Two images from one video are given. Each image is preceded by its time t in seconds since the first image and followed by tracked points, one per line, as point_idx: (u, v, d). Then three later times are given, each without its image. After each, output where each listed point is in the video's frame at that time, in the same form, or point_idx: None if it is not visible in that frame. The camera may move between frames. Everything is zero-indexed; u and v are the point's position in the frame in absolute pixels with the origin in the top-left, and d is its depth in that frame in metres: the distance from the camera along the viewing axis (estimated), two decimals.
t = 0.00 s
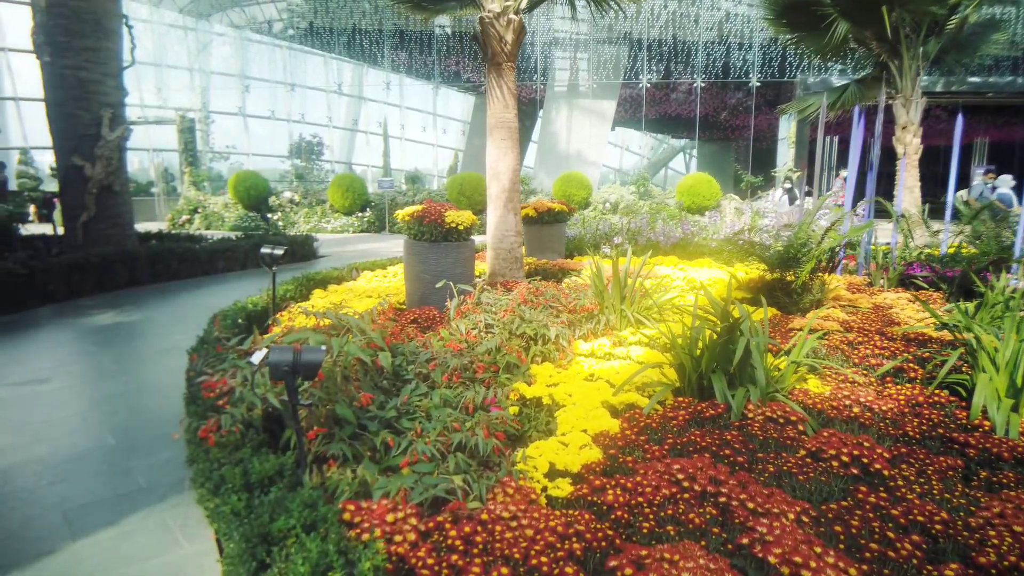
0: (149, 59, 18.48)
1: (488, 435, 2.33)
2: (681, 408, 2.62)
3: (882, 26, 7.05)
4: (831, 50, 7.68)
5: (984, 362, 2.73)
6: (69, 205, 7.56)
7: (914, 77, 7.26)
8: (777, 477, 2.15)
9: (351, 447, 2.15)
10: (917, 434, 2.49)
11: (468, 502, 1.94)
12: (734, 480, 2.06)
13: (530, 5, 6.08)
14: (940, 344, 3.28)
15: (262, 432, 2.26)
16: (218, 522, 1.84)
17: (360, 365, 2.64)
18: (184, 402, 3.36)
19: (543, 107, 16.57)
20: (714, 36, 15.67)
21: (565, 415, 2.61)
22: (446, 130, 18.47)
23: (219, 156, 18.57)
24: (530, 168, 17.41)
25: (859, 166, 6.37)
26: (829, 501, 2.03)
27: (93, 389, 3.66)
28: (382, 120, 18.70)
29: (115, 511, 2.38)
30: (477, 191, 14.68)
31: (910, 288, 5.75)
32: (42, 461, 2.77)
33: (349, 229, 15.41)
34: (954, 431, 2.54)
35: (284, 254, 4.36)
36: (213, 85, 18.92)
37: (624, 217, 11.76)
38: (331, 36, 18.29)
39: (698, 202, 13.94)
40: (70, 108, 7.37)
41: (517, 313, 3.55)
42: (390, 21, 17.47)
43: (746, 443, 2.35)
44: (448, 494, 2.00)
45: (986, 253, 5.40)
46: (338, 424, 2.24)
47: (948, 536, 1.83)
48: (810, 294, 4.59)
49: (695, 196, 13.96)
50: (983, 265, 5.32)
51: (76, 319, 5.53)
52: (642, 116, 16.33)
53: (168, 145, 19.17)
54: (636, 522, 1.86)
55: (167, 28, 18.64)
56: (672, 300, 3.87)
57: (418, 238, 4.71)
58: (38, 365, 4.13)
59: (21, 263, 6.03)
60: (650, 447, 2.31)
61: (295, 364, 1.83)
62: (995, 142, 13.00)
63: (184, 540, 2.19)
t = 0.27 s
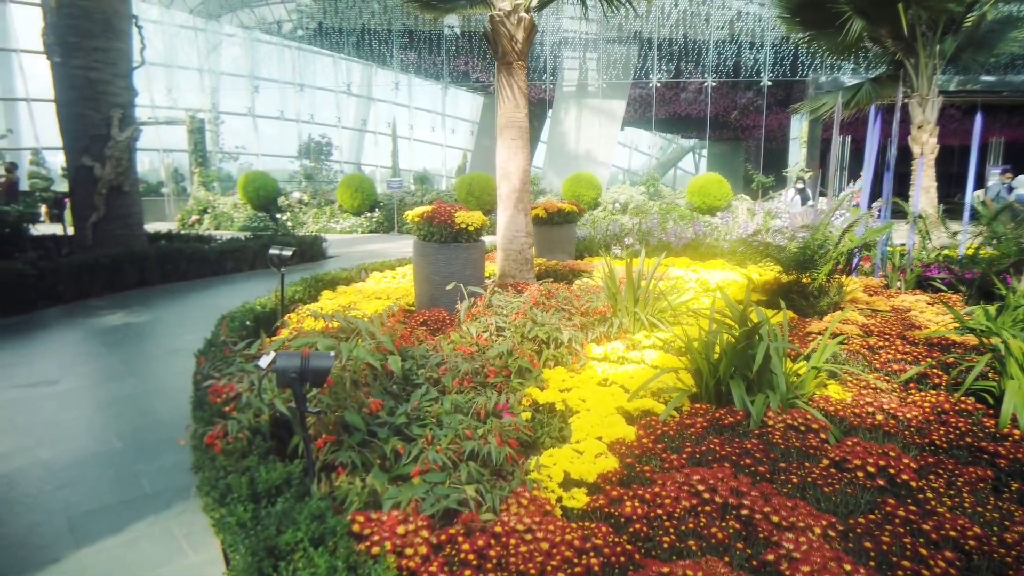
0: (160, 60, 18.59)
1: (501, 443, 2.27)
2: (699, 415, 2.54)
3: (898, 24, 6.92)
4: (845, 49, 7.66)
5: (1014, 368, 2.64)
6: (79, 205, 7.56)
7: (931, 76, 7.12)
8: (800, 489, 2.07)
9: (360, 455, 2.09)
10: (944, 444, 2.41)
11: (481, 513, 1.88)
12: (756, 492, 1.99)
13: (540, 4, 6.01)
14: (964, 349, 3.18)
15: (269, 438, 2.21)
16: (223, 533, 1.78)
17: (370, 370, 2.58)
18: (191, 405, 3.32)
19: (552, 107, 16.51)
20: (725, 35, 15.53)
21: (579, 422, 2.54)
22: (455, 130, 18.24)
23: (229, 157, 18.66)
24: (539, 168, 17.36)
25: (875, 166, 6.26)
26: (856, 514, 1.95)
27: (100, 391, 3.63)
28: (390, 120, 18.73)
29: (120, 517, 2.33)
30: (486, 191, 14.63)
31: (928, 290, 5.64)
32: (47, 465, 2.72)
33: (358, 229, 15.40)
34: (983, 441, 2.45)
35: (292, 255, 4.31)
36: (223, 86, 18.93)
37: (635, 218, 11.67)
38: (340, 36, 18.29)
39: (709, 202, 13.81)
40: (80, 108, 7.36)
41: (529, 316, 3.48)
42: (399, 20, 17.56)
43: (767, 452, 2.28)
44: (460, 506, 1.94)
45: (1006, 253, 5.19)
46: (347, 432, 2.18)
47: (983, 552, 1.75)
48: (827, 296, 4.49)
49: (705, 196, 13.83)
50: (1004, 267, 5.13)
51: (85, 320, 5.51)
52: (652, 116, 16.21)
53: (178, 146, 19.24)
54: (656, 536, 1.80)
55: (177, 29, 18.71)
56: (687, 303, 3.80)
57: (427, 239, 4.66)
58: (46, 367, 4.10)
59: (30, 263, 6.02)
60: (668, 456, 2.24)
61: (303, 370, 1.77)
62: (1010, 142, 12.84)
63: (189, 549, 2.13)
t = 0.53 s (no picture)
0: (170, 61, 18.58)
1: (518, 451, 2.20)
2: (720, 423, 2.47)
3: (913, 23, 6.79)
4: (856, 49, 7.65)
5: None
6: (88, 206, 7.55)
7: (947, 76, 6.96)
8: (828, 501, 2.00)
9: (374, 463, 2.03)
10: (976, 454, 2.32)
11: (499, 526, 1.81)
12: (784, 504, 1.91)
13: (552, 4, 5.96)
14: (991, 355, 3.10)
15: (280, 445, 2.15)
16: (234, 545, 1.73)
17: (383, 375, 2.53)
18: (200, 408, 3.27)
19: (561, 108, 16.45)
20: (736, 35, 15.43)
21: (597, 429, 2.47)
22: (463, 131, 18.46)
23: (238, 157, 18.56)
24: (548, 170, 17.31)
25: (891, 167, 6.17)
26: (888, 528, 1.87)
27: (109, 394, 3.59)
28: (399, 121, 18.78)
29: (127, 525, 2.28)
30: (494, 192, 14.58)
31: (946, 293, 5.54)
32: (54, 471, 2.68)
33: (367, 230, 15.39)
34: (1016, 450, 2.37)
35: (302, 257, 4.26)
36: (232, 87, 18.93)
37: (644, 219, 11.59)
38: (349, 36, 18.42)
39: (719, 203, 13.70)
40: (90, 109, 7.36)
41: (543, 319, 3.41)
42: (408, 21, 17.58)
43: (793, 462, 2.20)
44: (478, 517, 1.87)
45: None
46: (360, 439, 2.12)
47: None
48: (845, 300, 4.41)
49: (716, 197, 13.73)
50: None
51: (94, 321, 5.48)
52: (661, 116, 16.10)
53: (187, 146, 19.29)
54: (682, 551, 1.73)
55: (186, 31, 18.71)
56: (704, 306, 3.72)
57: (438, 241, 4.60)
58: (55, 369, 4.07)
59: (40, 264, 6.00)
60: (691, 465, 2.17)
61: (316, 376, 1.72)
62: None
63: (198, 559, 2.08)
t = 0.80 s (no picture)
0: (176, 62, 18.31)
1: (540, 462, 2.14)
2: (746, 432, 2.40)
3: (928, 23, 6.60)
4: (870, 50, 7.54)
5: None
6: (95, 206, 7.51)
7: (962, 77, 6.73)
8: (864, 517, 1.93)
9: (391, 474, 1.96)
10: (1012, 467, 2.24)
11: (524, 543, 1.74)
12: (819, 519, 1.84)
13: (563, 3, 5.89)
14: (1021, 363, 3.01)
15: (294, 455, 2.09)
16: (248, 561, 1.66)
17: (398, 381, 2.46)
18: (209, 414, 3.21)
19: (568, 109, 16.45)
20: (745, 35, 15.28)
21: (618, 438, 2.41)
22: (468, 131, 18.19)
23: (243, 158, 18.44)
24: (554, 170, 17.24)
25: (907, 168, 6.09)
26: (929, 546, 1.80)
27: (117, 398, 3.53)
28: (405, 121, 18.97)
29: (136, 535, 2.22)
30: (501, 193, 14.51)
31: (963, 297, 5.45)
32: (60, 478, 2.62)
33: (372, 230, 15.32)
34: None
35: (312, 259, 4.20)
36: (238, 87, 18.80)
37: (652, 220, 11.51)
38: (355, 36, 18.34)
39: (728, 205, 13.59)
40: (97, 109, 7.32)
41: (559, 324, 3.34)
42: (415, 21, 17.53)
43: (824, 474, 2.12)
44: (501, 533, 1.81)
45: None
46: (377, 448, 2.06)
47: None
48: (865, 304, 4.31)
49: (724, 199, 13.63)
50: None
51: (100, 323, 5.43)
52: (669, 116, 16.01)
53: (193, 146, 19.30)
54: (715, 570, 1.66)
55: (192, 31, 18.57)
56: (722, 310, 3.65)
57: (449, 243, 4.53)
58: (61, 372, 4.01)
59: (46, 265, 5.96)
60: (719, 477, 2.09)
61: (335, 386, 1.65)
62: None
63: (208, 573, 2.01)
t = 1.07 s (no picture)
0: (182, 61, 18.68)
1: (564, 475, 2.07)
2: (773, 443, 2.33)
3: (942, 23, 6.29)
4: (883, 50, 7.45)
5: None
6: (102, 206, 7.47)
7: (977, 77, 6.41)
8: (904, 534, 1.86)
9: (412, 487, 1.90)
10: None
11: (552, 563, 1.68)
12: (857, 537, 1.76)
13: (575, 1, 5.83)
14: None
15: (311, 466, 2.03)
16: None
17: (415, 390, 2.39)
18: (219, 420, 3.15)
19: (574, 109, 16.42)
20: (752, 35, 15.25)
21: (642, 449, 2.34)
22: (473, 132, 17.90)
23: (248, 157, 18.71)
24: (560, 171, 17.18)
25: (922, 170, 6.02)
26: (972, 567, 1.72)
27: (125, 403, 3.48)
28: (408, 121, 18.70)
29: (147, 548, 2.16)
30: (506, 194, 14.45)
31: (981, 301, 5.32)
32: (69, 487, 2.57)
33: (378, 231, 15.29)
34: None
35: (323, 261, 4.14)
36: (244, 86, 19.03)
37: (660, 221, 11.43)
38: (361, 36, 18.13)
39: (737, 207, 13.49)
40: (104, 108, 7.28)
41: (577, 329, 3.27)
42: (421, 20, 17.46)
43: (858, 489, 2.05)
44: (528, 551, 1.75)
45: None
46: (397, 460, 2.00)
47: None
48: (884, 308, 4.19)
49: (732, 200, 13.53)
50: None
51: (107, 325, 5.39)
52: (676, 116, 15.88)
53: (198, 146, 19.31)
54: None
55: (198, 31, 18.84)
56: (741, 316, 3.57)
57: (461, 245, 4.47)
58: (69, 375, 3.96)
59: (52, 266, 5.91)
60: (750, 491, 2.02)
61: (357, 399, 1.58)
62: None
63: None
